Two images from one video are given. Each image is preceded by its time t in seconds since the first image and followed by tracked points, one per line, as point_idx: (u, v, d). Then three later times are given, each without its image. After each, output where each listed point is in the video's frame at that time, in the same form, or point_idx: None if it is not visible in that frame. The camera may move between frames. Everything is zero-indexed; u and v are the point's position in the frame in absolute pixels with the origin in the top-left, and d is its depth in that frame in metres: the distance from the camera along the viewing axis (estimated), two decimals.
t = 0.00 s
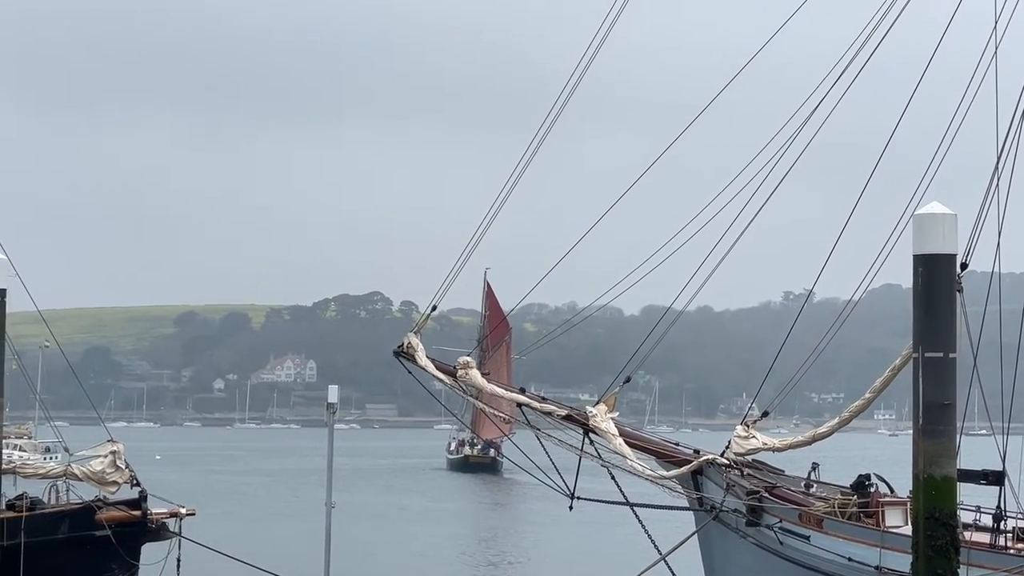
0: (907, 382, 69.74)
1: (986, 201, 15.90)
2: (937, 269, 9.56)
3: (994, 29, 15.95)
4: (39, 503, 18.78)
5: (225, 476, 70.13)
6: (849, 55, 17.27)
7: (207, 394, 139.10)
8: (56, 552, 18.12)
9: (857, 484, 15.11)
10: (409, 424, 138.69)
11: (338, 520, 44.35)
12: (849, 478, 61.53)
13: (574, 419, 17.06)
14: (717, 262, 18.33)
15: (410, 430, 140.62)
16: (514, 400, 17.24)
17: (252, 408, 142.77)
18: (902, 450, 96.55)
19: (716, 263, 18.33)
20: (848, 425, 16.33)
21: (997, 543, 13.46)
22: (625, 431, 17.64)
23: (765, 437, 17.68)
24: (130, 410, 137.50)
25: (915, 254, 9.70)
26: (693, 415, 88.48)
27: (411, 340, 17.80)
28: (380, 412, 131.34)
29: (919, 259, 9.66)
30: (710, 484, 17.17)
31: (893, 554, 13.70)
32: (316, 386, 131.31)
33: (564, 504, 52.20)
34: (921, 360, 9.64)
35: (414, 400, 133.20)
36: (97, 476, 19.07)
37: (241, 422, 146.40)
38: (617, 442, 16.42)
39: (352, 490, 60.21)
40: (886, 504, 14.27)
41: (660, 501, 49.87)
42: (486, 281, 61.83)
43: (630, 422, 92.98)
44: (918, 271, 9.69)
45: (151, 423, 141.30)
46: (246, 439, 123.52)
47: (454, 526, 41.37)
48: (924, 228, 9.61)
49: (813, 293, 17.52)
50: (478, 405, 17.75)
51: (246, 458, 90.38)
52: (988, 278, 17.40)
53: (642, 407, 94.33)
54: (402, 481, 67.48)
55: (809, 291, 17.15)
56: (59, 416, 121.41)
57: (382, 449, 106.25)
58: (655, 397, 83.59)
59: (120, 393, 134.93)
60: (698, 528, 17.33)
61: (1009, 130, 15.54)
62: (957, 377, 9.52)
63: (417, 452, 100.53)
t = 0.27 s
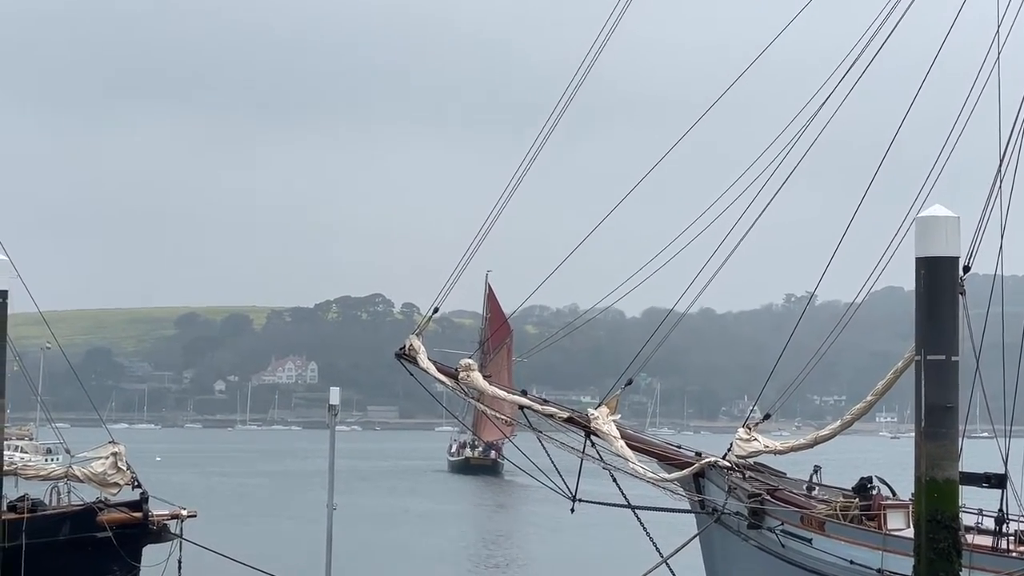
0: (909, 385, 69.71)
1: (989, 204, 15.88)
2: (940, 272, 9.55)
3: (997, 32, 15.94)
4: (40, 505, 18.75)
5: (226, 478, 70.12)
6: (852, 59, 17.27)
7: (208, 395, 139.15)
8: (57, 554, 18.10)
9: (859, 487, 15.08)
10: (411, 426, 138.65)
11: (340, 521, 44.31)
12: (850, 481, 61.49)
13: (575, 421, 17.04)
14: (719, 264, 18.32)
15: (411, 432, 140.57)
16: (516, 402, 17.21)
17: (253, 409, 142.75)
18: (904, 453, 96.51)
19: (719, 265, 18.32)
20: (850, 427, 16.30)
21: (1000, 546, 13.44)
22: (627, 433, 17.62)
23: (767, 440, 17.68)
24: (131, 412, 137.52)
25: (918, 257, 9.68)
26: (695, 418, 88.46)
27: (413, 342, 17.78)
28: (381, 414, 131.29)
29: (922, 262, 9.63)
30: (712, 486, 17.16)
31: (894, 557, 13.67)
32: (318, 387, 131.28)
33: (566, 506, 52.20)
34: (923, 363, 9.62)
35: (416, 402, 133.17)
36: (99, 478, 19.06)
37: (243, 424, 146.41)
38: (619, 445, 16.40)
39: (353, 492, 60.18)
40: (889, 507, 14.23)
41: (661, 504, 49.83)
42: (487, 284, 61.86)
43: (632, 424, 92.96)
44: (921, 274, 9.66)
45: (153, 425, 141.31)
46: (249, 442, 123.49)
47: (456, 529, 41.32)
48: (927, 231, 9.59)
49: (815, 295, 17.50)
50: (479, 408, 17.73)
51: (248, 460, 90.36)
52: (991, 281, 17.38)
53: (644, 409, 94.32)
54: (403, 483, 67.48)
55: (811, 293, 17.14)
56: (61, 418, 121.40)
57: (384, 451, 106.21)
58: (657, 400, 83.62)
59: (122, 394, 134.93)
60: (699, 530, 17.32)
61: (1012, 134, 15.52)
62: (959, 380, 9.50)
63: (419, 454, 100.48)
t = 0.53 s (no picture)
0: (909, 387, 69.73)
1: (989, 206, 15.88)
2: (940, 275, 9.55)
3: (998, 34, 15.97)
4: (40, 507, 18.73)
5: (225, 479, 70.12)
6: (852, 61, 17.29)
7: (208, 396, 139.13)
8: (57, 555, 18.09)
9: (859, 489, 15.08)
10: (411, 427, 138.68)
11: (340, 523, 44.28)
12: (850, 483, 61.48)
13: (576, 423, 17.04)
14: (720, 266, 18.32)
15: (411, 433, 140.55)
16: (516, 404, 17.20)
17: (253, 410, 142.84)
18: (904, 455, 96.52)
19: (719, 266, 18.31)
20: (850, 430, 16.29)
21: (999, 549, 13.43)
22: (627, 436, 17.61)
23: (767, 442, 17.67)
24: (131, 412, 137.59)
25: (918, 260, 9.68)
26: (694, 419, 88.50)
27: (413, 344, 17.78)
28: (381, 415, 131.31)
29: (922, 265, 9.64)
30: (712, 488, 17.15)
31: (895, 559, 13.68)
32: (318, 388, 131.31)
33: (566, 507, 52.19)
34: (923, 366, 9.62)
35: (416, 404, 133.15)
36: (99, 479, 19.05)
37: (243, 425, 146.38)
38: (619, 447, 16.39)
39: (353, 494, 60.17)
40: (889, 510, 14.22)
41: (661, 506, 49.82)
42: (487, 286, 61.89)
43: (632, 425, 92.97)
44: (921, 277, 9.67)
45: (153, 426, 141.35)
46: (249, 442, 123.51)
47: (455, 530, 41.30)
48: (927, 233, 9.59)
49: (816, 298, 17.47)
50: (480, 409, 17.71)
51: (247, 461, 90.40)
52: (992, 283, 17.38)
53: (644, 411, 94.35)
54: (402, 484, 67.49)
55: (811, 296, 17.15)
56: (61, 418, 121.42)
57: (383, 452, 106.24)
58: (656, 402, 83.65)
59: (122, 395, 135.00)
60: (699, 532, 17.31)
61: (1012, 137, 15.54)
62: (959, 384, 9.50)
63: (419, 455, 100.49)
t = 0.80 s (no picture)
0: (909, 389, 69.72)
1: (988, 209, 15.87)
2: (939, 277, 9.56)
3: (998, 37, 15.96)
4: (38, 507, 18.73)
5: (224, 480, 70.10)
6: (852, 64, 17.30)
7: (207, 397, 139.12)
8: (55, 555, 18.08)
9: (858, 491, 15.07)
10: (410, 428, 138.64)
11: (338, 524, 44.27)
12: (848, 485, 61.46)
13: (574, 425, 17.04)
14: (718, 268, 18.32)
15: (410, 434, 140.50)
16: (515, 406, 17.19)
17: (252, 411, 142.81)
18: (903, 457, 96.47)
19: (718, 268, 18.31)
20: (848, 433, 16.29)
21: (998, 551, 13.43)
22: (626, 437, 17.62)
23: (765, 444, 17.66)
24: (130, 413, 137.61)
25: (917, 262, 9.69)
26: (693, 421, 88.47)
27: (412, 345, 17.78)
28: (380, 416, 131.24)
29: (922, 267, 9.64)
30: (710, 490, 17.16)
31: (893, 562, 13.69)
32: (317, 389, 131.27)
33: (565, 509, 52.18)
34: (922, 367, 9.62)
35: (415, 405, 133.12)
36: (97, 480, 19.05)
37: (241, 426, 146.34)
38: (618, 448, 16.39)
39: (352, 495, 60.15)
40: (887, 512, 14.23)
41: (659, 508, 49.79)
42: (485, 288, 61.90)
43: (630, 427, 92.96)
44: (921, 279, 9.67)
45: (151, 426, 141.32)
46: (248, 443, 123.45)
47: (453, 531, 41.29)
48: (926, 236, 9.60)
49: (815, 300, 17.47)
50: (478, 411, 17.70)
51: (246, 462, 90.38)
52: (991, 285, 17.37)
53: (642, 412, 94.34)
54: (401, 485, 67.46)
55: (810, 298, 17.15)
56: (59, 418, 121.40)
57: (382, 453, 106.24)
58: (655, 404, 83.62)
59: (120, 396, 134.99)
60: (697, 534, 17.31)
61: (1011, 138, 15.52)
62: (958, 386, 9.51)
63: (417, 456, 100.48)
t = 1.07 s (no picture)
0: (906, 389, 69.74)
1: (984, 209, 15.88)
2: (936, 279, 9.56)
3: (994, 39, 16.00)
4: (35, 506, 18.71)
5: (220, 480, 70.06)
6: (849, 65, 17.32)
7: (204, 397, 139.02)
8: (51, 556, 18.06)
9: (854, 492, 15.09)
10: (407, 428, 138.60)
11: (335, 524, 44.26)
12: (845, 486, 61.53)
13: (572, 425, 17.04)
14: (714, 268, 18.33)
15: (406, 434, 140.45)
16: (512, 406, 17.18)
17: (248, 411, 142.73)
18: (899, 458, 96.64)
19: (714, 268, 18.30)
20: (845, 433, 16.29)
21: (995, 552, 13.43)
22: (623, 437, 17.62)
23: (762, 444, 17.66)
24: (126, 412, 137.52)
25: (914, 263, 9.69)
26: (689, 421, 88.47)
27: (409, 345, 17.77)
28: (377, 416, 131.17)
29: (918, 268, 9.64)
30: (707, 491, 17.16)
31: (890, 563, 13.72)
32: (313, 389, 131.18)
33: (561, 510, 52.23)
34: (918, 369, 9.62)
35: (411, 405, 133.09)
36: (93, 480, 19.02)
37: (238, 425, 146.27)
38: (615, 449, 16.38)
39: (349, 495, 60.14)
40: (883, 513, 14.27)
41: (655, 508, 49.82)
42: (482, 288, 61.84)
43: (627, 427, 93.03)
44: (918, 280, 9.67)
45: (147, 426, 141.24)
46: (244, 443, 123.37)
47: (450, 532, 41.31)
48: (924, 237, 9.59)
49: (812, 301, 17.48)
50: (476, 411, 17.69)
51: (242, 462, 90.30)
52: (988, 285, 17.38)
53: (639, 413, 94.36)
54: (397, 485, 67.48)
55: (807, 300, 17.16)
56: (55, 419, 121.26)
57: (378, 454, 106.22)
58: (652, 405, 83.65)
59: (117, 395, 134.87)
60: (694, 534, 17.31)
61: (1008, 139, 15.53)
62: (956, 387, 9.51)
63: (414, 457, 100.41)
